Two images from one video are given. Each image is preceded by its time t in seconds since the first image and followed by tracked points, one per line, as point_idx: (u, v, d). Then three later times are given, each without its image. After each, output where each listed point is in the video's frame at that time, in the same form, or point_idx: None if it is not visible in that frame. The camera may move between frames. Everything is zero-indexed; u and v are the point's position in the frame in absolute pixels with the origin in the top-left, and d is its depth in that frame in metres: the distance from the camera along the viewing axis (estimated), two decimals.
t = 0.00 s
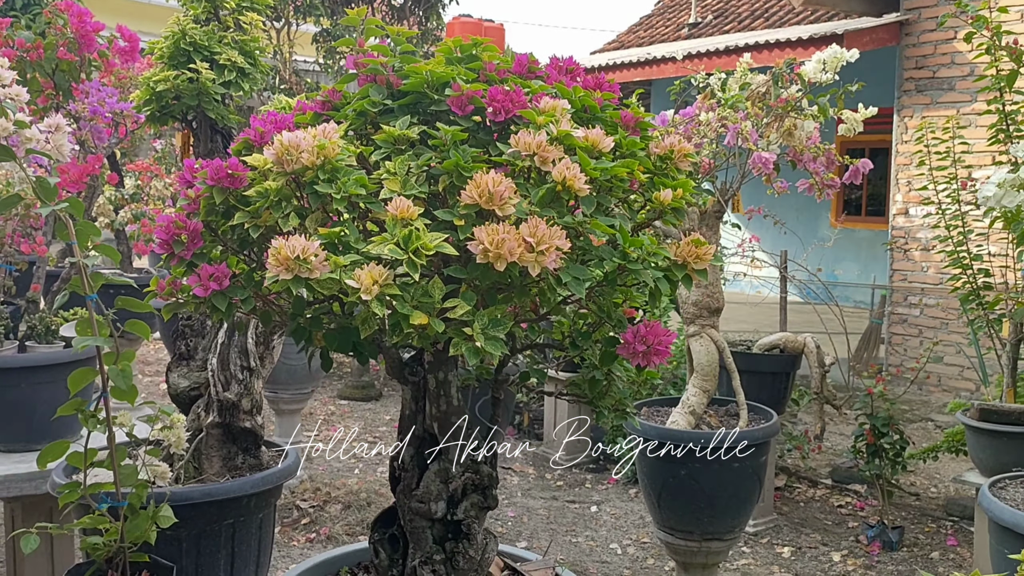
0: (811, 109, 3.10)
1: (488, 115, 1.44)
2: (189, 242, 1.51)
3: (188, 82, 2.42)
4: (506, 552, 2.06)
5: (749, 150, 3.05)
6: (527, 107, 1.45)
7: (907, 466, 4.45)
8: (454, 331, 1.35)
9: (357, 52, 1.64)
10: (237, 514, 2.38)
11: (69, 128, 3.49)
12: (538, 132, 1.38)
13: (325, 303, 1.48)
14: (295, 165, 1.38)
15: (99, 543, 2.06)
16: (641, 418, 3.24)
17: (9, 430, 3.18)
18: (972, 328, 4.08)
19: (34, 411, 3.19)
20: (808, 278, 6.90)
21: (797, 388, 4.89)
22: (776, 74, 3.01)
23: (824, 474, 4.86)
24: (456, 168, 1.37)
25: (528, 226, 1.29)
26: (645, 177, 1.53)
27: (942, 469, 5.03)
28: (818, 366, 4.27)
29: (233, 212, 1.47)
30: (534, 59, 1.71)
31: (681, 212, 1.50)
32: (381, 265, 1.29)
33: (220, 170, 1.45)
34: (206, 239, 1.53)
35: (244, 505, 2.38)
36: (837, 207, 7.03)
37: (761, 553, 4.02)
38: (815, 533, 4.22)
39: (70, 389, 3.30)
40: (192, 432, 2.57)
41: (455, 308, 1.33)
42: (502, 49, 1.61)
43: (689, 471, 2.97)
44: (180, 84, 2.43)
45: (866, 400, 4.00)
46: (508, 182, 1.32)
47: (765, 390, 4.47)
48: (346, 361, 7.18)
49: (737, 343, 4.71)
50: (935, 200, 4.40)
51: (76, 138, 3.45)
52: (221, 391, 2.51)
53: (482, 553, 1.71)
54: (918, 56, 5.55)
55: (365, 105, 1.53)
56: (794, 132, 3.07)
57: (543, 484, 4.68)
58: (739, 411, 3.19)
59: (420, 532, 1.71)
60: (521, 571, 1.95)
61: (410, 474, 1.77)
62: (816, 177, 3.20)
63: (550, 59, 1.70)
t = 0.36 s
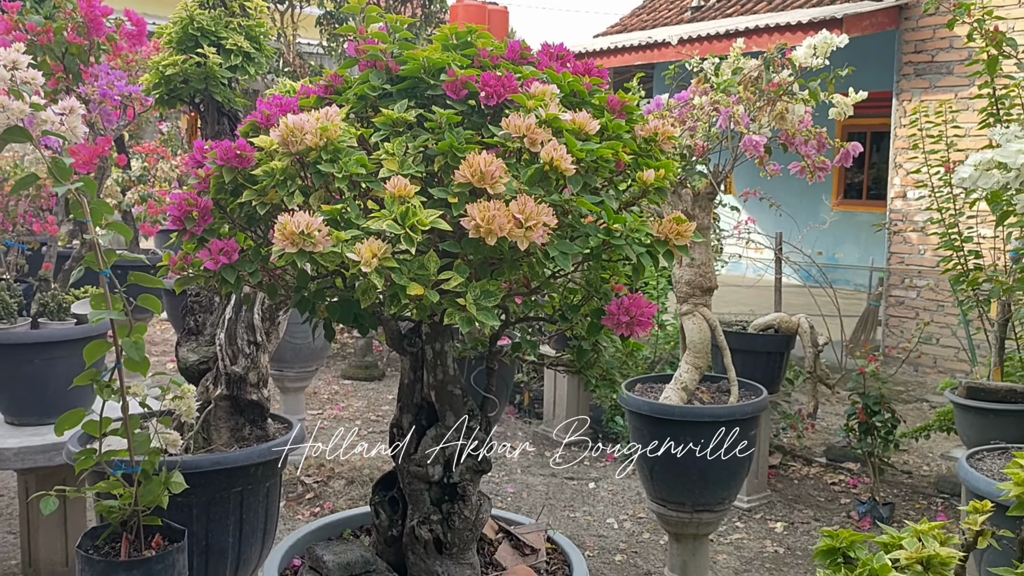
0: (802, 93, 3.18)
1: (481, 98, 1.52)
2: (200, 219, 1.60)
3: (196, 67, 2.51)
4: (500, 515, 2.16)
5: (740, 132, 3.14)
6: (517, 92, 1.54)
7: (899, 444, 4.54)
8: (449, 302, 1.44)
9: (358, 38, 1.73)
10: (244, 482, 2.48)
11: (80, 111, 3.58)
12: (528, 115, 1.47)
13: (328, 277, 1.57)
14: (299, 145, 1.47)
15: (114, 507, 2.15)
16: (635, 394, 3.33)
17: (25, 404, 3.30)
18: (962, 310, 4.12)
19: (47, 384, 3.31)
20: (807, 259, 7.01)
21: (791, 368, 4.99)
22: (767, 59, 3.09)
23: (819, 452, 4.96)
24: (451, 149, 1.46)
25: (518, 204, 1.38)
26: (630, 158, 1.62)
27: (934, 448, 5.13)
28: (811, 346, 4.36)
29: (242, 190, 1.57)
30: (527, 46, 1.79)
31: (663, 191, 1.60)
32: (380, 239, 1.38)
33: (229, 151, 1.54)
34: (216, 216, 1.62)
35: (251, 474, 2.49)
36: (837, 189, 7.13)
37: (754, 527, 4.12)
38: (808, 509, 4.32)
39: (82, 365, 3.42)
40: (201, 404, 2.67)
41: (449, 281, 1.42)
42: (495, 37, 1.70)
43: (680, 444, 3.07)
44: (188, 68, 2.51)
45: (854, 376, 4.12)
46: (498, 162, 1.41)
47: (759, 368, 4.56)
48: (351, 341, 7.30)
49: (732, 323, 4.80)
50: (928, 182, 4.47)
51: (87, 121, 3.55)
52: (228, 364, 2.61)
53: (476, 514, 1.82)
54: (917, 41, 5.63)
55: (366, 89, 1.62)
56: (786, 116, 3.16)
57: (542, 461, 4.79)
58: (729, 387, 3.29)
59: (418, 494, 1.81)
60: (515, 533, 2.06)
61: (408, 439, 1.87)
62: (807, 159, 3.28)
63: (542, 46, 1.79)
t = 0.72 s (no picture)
0: (797, 83, 3.25)
1: (480, 91, 1.60)
2: (213, 204, 1.69)
3: (206, 58, 2.59)
4: (499, 491, 2.25)
5: (736, 122, 3.21)
6: (514, 85, 1.61)
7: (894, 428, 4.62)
8: (448, 284, 1.52)
9: (363, 32, 1.81)
10: (253, 461, 2.58)
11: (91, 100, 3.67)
12: (524, 107, 1.55)
13: (334, 261, 1.66)
14: (307, 135, 1.55)
15: (129, 483, 2.23)
16: (632, 377, 3.42)
17: (38, 385, 3.40)
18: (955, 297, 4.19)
19: (60, 368, 3.41)
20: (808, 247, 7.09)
21: (789, 353, 5.06)
22: (763, 50, 3.16)
23: (816, 437, 5.04)
24: (450, 140, 1.54)
25: (513, 191, 1.46)
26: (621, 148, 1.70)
27: (930, 434, 5.21)
28: (808, 332, 4.44)
29: (252, 179, 1.65)
30: (524, 40, 1.87)
31: (653, 179, 1.68)
32: (383, 225, 1.47)
33: (241, 141, 1.63)
34: (227, 203, 1.70)
35: (260, 453, 2.58)
36: (840, 178, 7.20)
37: (751, 509, 4.21)
38: (804, 492, 4.40)
39: (93, 348, 3.51)
40: (211, 385, 2.76)
41: (448, 263, 1.50)
42: (494, 31, 1.78)
43: (675, 426, 3.16)
44: (197, 59, 2.59)
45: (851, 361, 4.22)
46: (495, 151, 1.49)
47: (757, 354, 4.64)
48: (356, 328, 7.39)
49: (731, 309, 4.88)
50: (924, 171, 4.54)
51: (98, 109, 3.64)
52: (237, 346, 2.70)
53: (475, 487, 1.91)
54: (917, 30, 5.69)
55: (370, 83, 1.71)
56: (781, 106, 3.23)
57: (543, 444, 4.88)
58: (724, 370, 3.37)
59: (419, 469, 1.90)
60: (513, 507, 2.14)
61: (411, 416, 1.96)
62: (802, 148, 3.35)
63: (539, 40, 1.87)
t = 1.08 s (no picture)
0: (795, 80, 3.30)
1: (480, 91, 1.66)
2: (223, 202, 1.75)
3: (214, 58, 2.66)
4: (501, 479, 2.32)
5: (735, 119, 3.26)
6: (513, 85, 1.67)
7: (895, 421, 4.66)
8: (450, 277, 1.58)
9: (367, 34, 1.87)
10: (261, 451, 2.64)
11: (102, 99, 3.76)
12: (522, 107, 1.60)
13: (340, 256, 1.72)
14: (314, 135, 1.61)
15: (142, 472, 2.29)
16: (633, 370, 3.48)
17: (51, 379, 3.48)
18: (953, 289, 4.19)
19: (72, 361, 3.48)
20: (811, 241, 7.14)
21: (790, 347, 5.11)
22: (761, 48, 3.21)
23: (818, 430, 5.09)
24: (451, 139, 1.60)
25: (512, 188, 1.52)
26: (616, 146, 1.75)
27: (931, 426, 5.25)
28: (808, 325, 4.49)
29: (261, 177, 1.71)
30: (523, 41, 1.93)
31: (648, 176, 1.73)
32: (387, 221, 1.52)
33: (250, 140, 1.69)
34: (237, 200, 1.76)
35: (267, 444, 2.65)
36: (843, 173, 7.25)
37: (752, 500, 4.26)
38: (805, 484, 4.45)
39: (104, 343, 3.58)
40: (220, 378, 2.82)
41: (450, 258, 1.56)
42: (494, 34, 1.83)
43: (676, 418, 3.21)
44: (206, 59, 2.66)
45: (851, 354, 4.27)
46: (494, 150, 1.54)
47: (758, 347, 4.68)
48: (362, 323, 7.47)
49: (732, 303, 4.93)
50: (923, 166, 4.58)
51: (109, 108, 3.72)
52: (246, 340, 2.76)
53: (477, 475, 1.97)
54: (918, 25, 5.72)
55: (374, 83, 1.76)
56: (780, 102, 3.28)
57: (547, 437, 4.94)
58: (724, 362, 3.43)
59: (423, 457, 1.96)
60: (515, 495, 2.20)
61: (415, 406, 2.02)
62: (801, 144, 3.40)
63: (538, 41, 1.92)
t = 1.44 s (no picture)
0: (794, 85, 3.34)
1: (480, 100, 1.70)
2: (231, 208, 1.79)
3: (221, 66, 2.71)
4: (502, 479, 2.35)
5: (734, 123, 3.31)
6: (513, 94, 1.71)
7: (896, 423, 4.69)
8: (452, 280, 1.62)
9: (371, 44, 1.91)
10: (267, 452, 2.68)
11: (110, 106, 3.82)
12: (522, 115, 1.65)
13: (345, 261, 1.76)
14: (319, 142, 1.66)
15: (150, 472, 2.32)
16: (634, 372, 3.51)
17: (59, 383, 3.52)
18: (954, 291, 4.21)
19: (81, 365, 3.53)
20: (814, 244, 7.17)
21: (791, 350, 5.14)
22: (759, 53, 3.26)
23: (820, 432, 5.12)
24: (453, 146, 1.65)
25: (512, 194, 1.56)
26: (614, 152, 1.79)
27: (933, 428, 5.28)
28: (809, 328, 4.52)
29: (267, 183, 1.75)
30: (524, 50, 1.97)
31: (645, 181, 1.77)
32: (390, 226, 1.57)
33: (256, 148, 1.73)
34: (244, 206, 1.81)
35: (273, 445, 2.69)
36: (846, 176, 7.28)
37: (754, 502, 4.29)
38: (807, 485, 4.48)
39: (112, 347, 3.63)
40: (227, 380, 2.87)
41: (451, 262, 1.60)
42: (494, 42, 1.88)
43: (676, 419, 3.24)
44: (213, 67, 2.71)
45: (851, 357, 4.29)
46: (495, 156, 1.59)
47: (760, 350, 4.71)
48: (367, 326, 7.52)
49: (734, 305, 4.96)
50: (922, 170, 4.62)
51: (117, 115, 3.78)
52: (252, 342, 2.80)
53: (479, 474, 2.01)
54: (919, 28, 5.75)
55: (378, 92, 1.81)
56: (779, 107, 3.32)
57: (550, 439, 4.98)
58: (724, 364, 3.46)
59: (426, 457, 2.00)
60: (516, 495, 2.24)
61: (418, 407, 2.06)
62: (800, 148, 3.44)
63: (538, 50, 1.96)
